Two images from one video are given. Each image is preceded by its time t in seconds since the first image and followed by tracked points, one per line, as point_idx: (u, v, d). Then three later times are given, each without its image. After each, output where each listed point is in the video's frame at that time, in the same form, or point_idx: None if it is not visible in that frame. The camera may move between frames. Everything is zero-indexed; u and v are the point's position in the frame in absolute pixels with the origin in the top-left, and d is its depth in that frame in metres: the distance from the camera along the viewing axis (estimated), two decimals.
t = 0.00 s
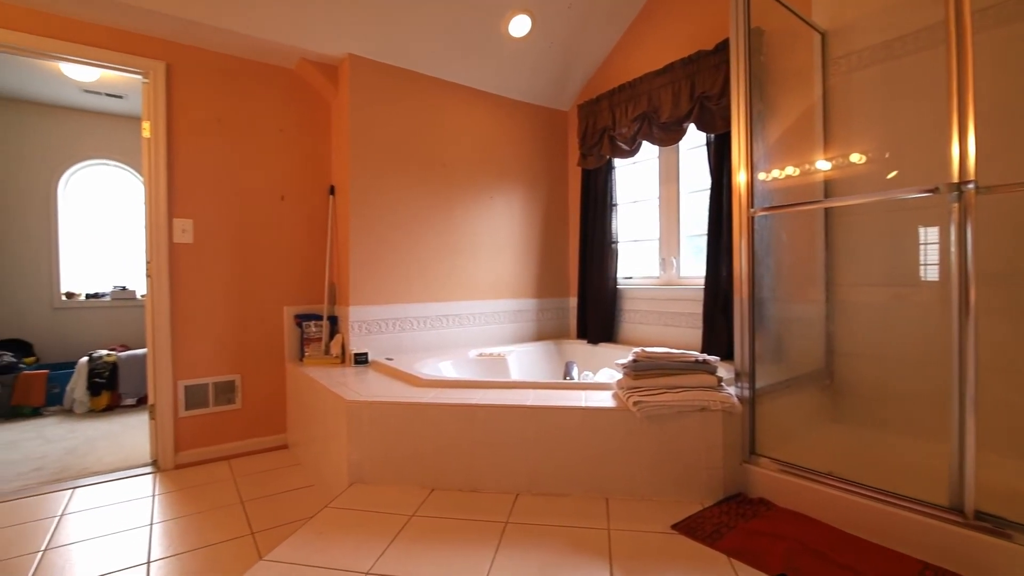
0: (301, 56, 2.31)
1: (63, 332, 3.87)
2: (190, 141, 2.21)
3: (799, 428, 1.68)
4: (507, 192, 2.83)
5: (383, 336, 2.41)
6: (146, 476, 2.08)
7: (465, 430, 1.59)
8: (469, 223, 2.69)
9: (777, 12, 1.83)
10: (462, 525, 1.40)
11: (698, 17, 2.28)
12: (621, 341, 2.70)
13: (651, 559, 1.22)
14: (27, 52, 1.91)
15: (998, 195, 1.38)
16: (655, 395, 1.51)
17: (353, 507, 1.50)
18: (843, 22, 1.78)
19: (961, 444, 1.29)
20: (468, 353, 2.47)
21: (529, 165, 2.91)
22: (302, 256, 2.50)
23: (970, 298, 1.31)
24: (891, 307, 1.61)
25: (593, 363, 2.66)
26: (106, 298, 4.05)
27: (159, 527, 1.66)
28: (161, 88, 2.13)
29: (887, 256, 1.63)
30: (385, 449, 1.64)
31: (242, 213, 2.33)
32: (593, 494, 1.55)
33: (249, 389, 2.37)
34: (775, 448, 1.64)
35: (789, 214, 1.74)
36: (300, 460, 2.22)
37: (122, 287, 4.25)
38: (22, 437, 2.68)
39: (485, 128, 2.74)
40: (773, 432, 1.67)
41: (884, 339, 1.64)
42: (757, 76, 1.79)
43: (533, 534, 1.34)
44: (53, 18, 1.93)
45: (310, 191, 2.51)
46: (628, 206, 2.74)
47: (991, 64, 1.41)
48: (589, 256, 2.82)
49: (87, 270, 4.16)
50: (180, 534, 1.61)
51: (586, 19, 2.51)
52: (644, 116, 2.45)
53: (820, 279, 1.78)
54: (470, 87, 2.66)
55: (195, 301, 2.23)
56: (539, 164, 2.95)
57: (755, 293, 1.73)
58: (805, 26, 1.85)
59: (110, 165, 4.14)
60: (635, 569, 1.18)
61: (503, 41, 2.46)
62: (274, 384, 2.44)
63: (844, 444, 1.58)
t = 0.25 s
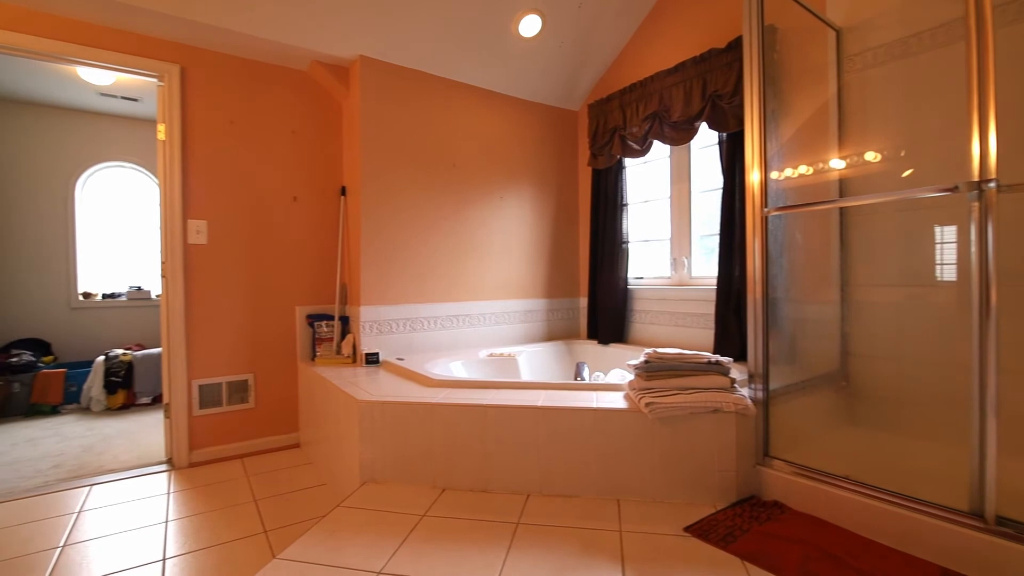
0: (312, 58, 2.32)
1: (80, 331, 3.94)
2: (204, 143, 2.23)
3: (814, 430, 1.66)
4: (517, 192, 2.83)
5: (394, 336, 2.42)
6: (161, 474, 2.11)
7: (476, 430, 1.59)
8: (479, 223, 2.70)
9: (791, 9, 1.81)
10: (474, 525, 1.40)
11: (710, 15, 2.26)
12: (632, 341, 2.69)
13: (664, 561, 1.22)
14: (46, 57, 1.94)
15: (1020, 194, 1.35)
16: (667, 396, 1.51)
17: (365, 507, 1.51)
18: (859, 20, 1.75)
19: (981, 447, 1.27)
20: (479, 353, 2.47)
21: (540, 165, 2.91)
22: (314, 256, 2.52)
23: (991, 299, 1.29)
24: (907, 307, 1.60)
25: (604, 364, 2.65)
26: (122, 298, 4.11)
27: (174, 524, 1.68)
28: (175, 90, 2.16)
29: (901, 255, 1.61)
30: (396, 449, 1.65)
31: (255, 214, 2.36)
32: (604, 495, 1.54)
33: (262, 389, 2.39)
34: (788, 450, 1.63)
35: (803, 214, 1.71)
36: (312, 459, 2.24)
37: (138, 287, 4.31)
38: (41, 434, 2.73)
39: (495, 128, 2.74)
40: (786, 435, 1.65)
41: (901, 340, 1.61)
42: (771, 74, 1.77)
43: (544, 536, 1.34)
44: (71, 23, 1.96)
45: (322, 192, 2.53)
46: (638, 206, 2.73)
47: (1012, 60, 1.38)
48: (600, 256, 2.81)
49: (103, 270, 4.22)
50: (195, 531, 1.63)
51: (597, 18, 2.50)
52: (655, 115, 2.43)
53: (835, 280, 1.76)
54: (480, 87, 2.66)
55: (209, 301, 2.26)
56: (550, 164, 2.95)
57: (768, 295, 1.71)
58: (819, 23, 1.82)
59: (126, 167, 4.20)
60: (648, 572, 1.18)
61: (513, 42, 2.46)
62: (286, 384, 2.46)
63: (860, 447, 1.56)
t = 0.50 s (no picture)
0: (324, 60, 2.34)
1: (96, 331, 4.00)
2: (217, 144, 2.26)
3: (828, 432, 1.65)
4: (527, 192, 2.83)
5: (404, 336, 2.43)
6: (175, 472, 2.14)
7: (487, 430, 1.59)
8: (489, 223, 2.70)
9: (804, 7, 1.79)
10: (484, 525, 1.40)
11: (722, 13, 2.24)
12: (643, 342, 2.68)
13: (675, 563, 1.21)
14: (64, 60, 1.98)
15: None
16: (679, 397, 1.50)
17: (376, 506, 1.52)
18: (873, 17, 1.72)
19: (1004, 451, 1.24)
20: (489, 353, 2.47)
21: (549, 165, 2.90)
22: (326, 256, 2.54)
23: (1012, 299, 1.26)
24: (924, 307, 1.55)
25: (615, 364, 2.64)
26: (136, 298, 4.17)
27: (188, 522, 1.70)
28: (189, 92, 2.18)
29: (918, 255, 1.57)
30: (407, 449, 1.65)
31: (267, 214, 2.38)
32: (615, 496, 1.54)
33: (274, 388, 2.41)
34: (801, 451, 1.63)
35: (818, 214, 1.70)
36: (323, 458, 2.25)
37: (152, 287, 4.37)
38: (58, 431, 2.78)
39: (505, 128, 2.74)
40: (800, 436, 1.65)
41: (918, 342, 1.57)
42: (784, 73, 1.77)
43: (555, 537, 1.33)
44: (88, 26, 2.00)
45: (334, 193, 2.54)
46: (649, 205, 2.71)
47: None
48: (610, 256, 2.80)
49: (118, 271, 4.29)
50: (208, 529, 1.65)
51: (608, 18, 2.49)
52: (666, 114, 2.42)
53: (850, 280, 1.72)
54: (490, 88, 2.66)
55: (222, 301, 2.28)
56: (559, 164, 2.94)
57: (782, 295, 1.71)
58: (835, 20, 1.80)
59: (140, 169, 4.26)
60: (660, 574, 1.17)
61: (523, 42, 2.46)
62: (298, 383, 2.48)
63: (875, 451, 1.54)
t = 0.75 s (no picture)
0: (336, 61, 2.36)
1: (113, 330, 4.07)
2: (232, 146, 2.28)
3: (844, 434, 1.63)
4: (538, 192, 2.83)
5: (416, 335, 2.44)
6: (190, 469, 2.16)
7: (499, 430, 1.59)
8: (500, 223, 2.70)
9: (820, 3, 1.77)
10: (497, 525, 1.40)
11: (735, 10, 2.22)
12: (654, 342, 2.66)
13: (690, 565, 1.20)
14: (82, 63, 2.01)
15: None
16: (693, 398, 1.48)
17: (388, 504, 1.53)
18: (891, 12, 1.67)
19: None
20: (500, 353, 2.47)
21: (560, 164, 2.90)
22: (339, 256, 2.56)
23: None
24: (942, 308, 1.51)
25: (626, 365, 2.62)
26: (152, 298, 4.23)
27: (204, 519, 1.72)
28: (204, 95, 2.21)
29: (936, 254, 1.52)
30: (420, 448, 1.66)
31: (280, 215, 2.40)
32: (628, 497, 1.53)
33: (287, 387, 2.43)
34: (817, 454, 1.62)
35: (834, 213, 1.67)
36: (336, 457, 2.27)
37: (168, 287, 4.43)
38: (77, 429, 2.83)
39: (516, 128, 2.74)
40: (816, 437, 1.64)
41: (936, 343, 1.53)
42: (800, 72, 1.75)
43: (568, 537, 1.33)
44: (105, 30, 2.03)
45: (346, 193, 2.56)
46: (661, 205, 2.70)
47: None
48: (621, 256, 2.78)
49: (135, 271, 4.36)
50: (223, 526, 1.67)
51: (619, 16, 2.47)
52: (678, 113, 2.40)
53: (866, 280, 1.68)
54: (501, 88, 2.66)
55: (236, 300, 2.31)
56: (570, 164, 2.94)
57: (798, 296, 1.71)
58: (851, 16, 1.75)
59: (156, 170, 4.33)
60: None
61: (534, 41, 2.45)
62: (311, 382, 2.50)
63: (892, 454, 1.52)
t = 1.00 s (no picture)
0: (348, 62, 2.37)
1: (130, 328, 4.13)
2: (245, 146, 2.30)
3: (861, 436, 1.60)
4: (549, 191, 2.82)
5: (427, 335, 2.44)
6: (205, 466, 2.19)
7: (511, 430, 1.59)
8: (511, 222, 2.69)
9: None
10: (509, 525, 1.39)
11: (749, 5, 2.19)
12: (667, 342, 2.64)
13: (704, 567, 1.18)
14: (100, 66, 2.04)
15: None
16: (707, 398, 1.47)
17: (401, 503, 1.53)
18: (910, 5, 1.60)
19: None
20: (511, 352, 2.47)
21: (571, 163, 2.89)
22: (351, 256, 2.57)
23: None
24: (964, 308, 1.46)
25: (638, 364, 2.60)
26: (168, 297, 4.29)
27: (218, 515, 1.74)
28: (218, 96, 2.23)
29: (958, 251, 1.47)
30: (432, 447, 1.66)
31: (292, 215, 2.42)
32: (641, 498, 1.52)
33: (300, 385, 2.45)
34: (834, 456, 1.60)
35: (851, 213, 1.66)
36: (349, 455, 2.29)
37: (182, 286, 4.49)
38: (95, 425, 2.88)
39: (526, 126, 2.73)
40: (832, 439, 1.63)
41: (959, 345, 1.47)
42: (817, 68, 1.73)
43: (580, 538, 1.32)
44: (122, 33, 2.06)
45: (358, 193, 2.58)
46: (673, 203, 2.68)
47: None
48: (633, 255, 2.76)
49: (151, 271, 4.42)
50: (238, 523, 1.68)
51: (631, 13, 2.45)
52: (690, 110, 2.38)
53: (884, 278, 1.63)
54: (512, 86, 2.66)
55: (250, 299, 2.33)
56: (581, 162, 2.92)
57: (815, 296, 1.70)
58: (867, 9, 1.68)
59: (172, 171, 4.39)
60: None
61: (545, 39, 2.44)
62: (324, 380, 2.51)
63: (911, 457, 1.49)
